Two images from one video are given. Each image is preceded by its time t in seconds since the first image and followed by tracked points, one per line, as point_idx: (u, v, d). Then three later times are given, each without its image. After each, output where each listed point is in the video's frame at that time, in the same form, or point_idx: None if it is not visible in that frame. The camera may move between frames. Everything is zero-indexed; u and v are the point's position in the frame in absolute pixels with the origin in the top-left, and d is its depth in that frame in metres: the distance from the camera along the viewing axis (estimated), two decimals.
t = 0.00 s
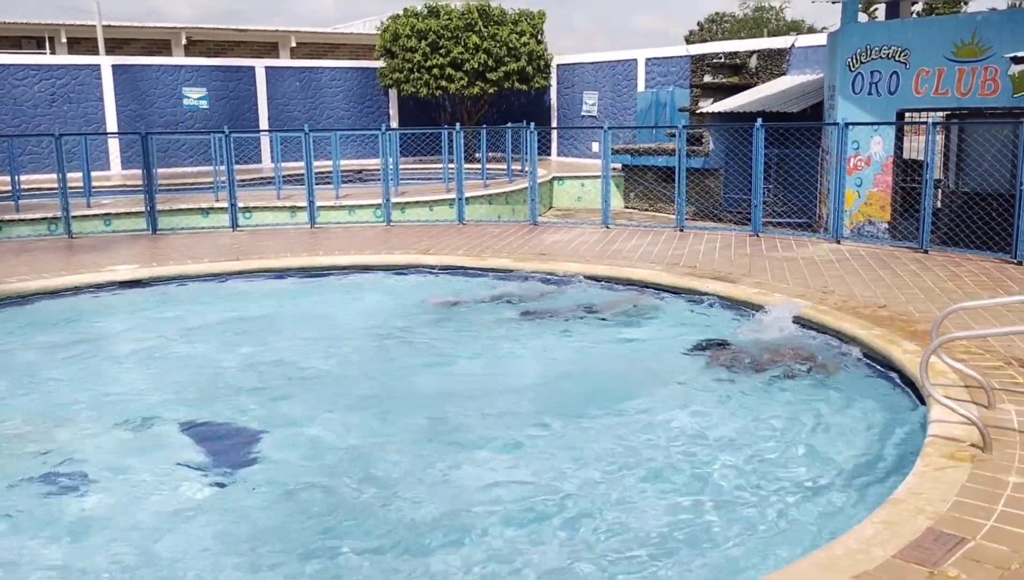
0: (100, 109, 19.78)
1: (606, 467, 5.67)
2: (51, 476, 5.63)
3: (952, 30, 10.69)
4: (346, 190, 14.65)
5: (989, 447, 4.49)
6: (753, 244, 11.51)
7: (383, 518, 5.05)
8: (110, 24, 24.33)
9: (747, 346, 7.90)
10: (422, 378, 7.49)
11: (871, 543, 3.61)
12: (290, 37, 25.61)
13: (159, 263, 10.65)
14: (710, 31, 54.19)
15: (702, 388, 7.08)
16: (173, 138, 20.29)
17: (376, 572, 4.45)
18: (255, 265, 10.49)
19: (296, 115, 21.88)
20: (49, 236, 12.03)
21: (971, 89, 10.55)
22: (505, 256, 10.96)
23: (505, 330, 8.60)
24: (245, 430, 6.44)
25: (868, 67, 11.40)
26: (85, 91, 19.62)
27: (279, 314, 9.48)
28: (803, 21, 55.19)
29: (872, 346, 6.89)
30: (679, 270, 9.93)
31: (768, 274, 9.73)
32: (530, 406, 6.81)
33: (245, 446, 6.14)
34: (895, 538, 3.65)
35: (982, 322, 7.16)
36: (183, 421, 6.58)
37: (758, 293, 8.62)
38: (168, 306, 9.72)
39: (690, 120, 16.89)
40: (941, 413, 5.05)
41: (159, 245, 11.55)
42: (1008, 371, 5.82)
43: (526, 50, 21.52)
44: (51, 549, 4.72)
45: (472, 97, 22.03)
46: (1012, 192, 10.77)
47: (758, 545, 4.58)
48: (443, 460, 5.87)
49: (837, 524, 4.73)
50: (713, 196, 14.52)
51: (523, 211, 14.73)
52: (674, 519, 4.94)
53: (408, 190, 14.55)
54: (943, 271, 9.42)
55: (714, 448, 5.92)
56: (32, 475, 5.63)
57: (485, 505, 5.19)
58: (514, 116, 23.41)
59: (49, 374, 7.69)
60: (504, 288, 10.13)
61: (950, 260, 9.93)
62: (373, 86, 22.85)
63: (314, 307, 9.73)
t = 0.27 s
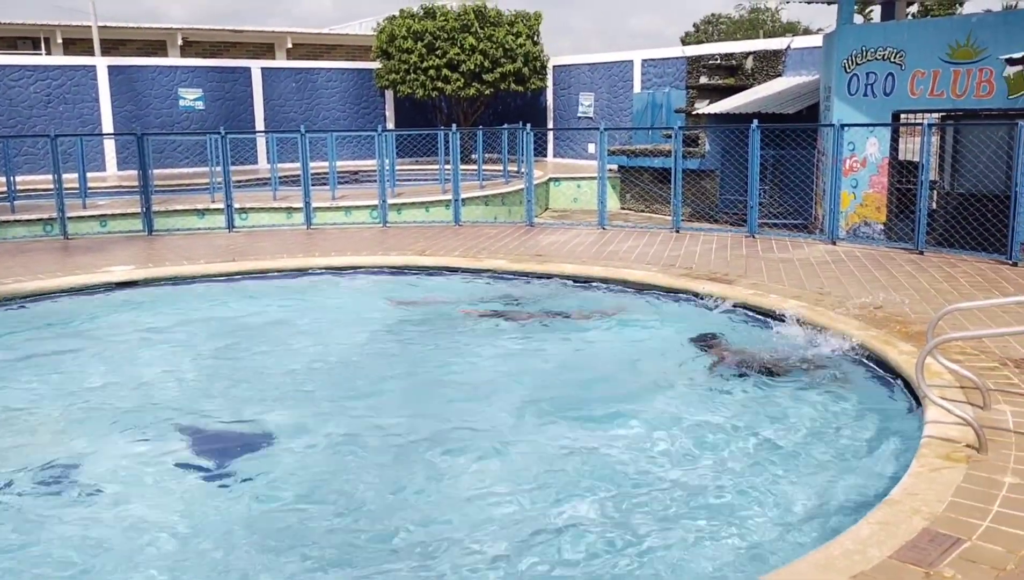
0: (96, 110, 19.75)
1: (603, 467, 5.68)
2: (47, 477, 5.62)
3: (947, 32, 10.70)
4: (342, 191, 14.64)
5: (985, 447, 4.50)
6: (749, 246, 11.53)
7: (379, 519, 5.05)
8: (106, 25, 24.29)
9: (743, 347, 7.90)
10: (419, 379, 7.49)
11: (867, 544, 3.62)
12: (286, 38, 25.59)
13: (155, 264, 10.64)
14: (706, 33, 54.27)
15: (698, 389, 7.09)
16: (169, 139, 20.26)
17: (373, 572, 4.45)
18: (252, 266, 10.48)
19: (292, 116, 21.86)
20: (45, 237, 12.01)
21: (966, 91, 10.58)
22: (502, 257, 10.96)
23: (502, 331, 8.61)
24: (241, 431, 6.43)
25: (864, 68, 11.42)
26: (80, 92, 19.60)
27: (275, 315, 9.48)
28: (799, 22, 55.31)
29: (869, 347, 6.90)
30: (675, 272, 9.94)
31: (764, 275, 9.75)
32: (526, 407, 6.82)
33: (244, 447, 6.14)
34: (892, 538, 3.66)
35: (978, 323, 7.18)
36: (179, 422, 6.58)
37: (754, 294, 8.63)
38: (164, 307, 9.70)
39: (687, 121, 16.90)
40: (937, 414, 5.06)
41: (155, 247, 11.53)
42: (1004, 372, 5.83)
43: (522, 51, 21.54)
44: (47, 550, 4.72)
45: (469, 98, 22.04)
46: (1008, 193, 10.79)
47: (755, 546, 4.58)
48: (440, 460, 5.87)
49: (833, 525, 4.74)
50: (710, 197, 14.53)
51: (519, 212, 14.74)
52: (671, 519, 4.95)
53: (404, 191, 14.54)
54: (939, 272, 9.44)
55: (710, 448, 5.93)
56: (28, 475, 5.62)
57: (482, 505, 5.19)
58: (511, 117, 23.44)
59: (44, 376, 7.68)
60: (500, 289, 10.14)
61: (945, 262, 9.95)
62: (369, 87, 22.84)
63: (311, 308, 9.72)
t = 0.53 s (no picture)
0: (94, 111, 19.75)
1: (601, 468, 5.68)
2: (45, 478, 5.62)
3: (945, 33, 10.71)
4: (341, 192, 14.64)
5: (983, 448, 4.50)
6: (747, 247, 11.53)
7: (378, 520, 5.05)
8: (105, 26, 24.29)
9: (742, 349, 7.89)
10: (418, 380, 7.50)
11: (865, 545, 3.62)
12: (285, 39, 25.59)
13: (154, 265, 10.64)
14: (705, 34, 54.29)
15: (696, 390, 7.09)
16: (168, 140, 20.25)
17: (372, 573, 4.45)
18: (250, 267, 10.48)
19: (291, 117, 21.86)
20: (43, 238, 11.99)
21: (964, 93, 10.60)
22: (500, 258, 10.95)
23: (501, 332, 8.60)
24: (239, 432, 6.43)
25: (862, 70, 11.42)
26: (79, 93, 19.61)
27: (274, 316, 9.48)
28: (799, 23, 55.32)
29: (868, 349, 6.90)
30: (674, 273, 9.94)
31: (763, 276, 9.74)
32: (525, 407, 6.82)
33: (239, 448, 6.14)
34: (890, 540, 3.66)
35: (977, 324, 7.18)
36: (178, 423, 6.58)
37: (753, 296, 8.62)
38: (163, 308, 9.70)
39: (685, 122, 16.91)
40: (936, 415, 5.06)
41: (154, 248, 11.53)
42: (1002, 373, 5.83)
43: (521, 52, 21.53)
44: (45, 551, 4.71)
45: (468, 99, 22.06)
46: (1006, 194, 10.80)
47: (754, 546, 4.59)
48: (438, 461, 5.87)
49: (832, 527, 4.73)
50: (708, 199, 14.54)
51: (518, 213, 14.75)
52: (670, 520, 4.95)
53: (403, 192, 14.54)
54: (938, 273, 9.44)
55: (709, 449, 5.93)
56: (26, 476, 5.62)
57: (481, 506, 5.19)
58: (509, 118, 23.48)
59: (42, 376, 7.68)
60: (499, 290, 10.14)
61: (944, 263, 9.95)
62: (368, 88, 22.84)
63: (310, 308, 9.72)
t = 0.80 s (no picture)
0: (95, 111, 19.75)
1: (602, 468, 5.67)
2: (45, 477, 5.62)
3: (946, 33, 10.71)
4: (341, 192, 14.64)
5: (984, 449, 4.49)
6: (747, 247, 11.53)
7: (378, 519, 5.05)
8: (106, 26, 24.29)
9: (742, 350, 7.89)
10: (418, 380, 7.49)
11: (865, 545, 3.62)
12: (286, 39, 25.59)
13: (154, 265, 10.63)
14: (706, 34, 54.28)
15: (696, 390, 7.08)
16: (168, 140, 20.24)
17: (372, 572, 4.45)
18: (250, 268, 10.47)
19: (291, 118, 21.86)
20: (43, 238, 11.99)
21: (965, 93, 10.60)
22: (501, 259, 10.95)
23: (501, 331, 8.60)
24: (239, 432, 6.43)
25: (863, 70, 11.42)
26: (79, 93, 19.62)
27: (274, 315, 9.48)
28: (799, 24, 55.32)
29: (868, 349, 6.89)
30: (674, 273, 9.93)
31: (764, 276, 9.74)
32: (525, 408, 6.82)
33: (238, 448, 6.14)
34: (890, 540, 3.65)
35: (977, 325, 7.17)
36: (178, 423, 6.58)
37: (754, 296, 8.62)
38: (163, 308, 9.69)
39: (686, 123, 16.90)
40: (937, 416, 5.06)
41: (154, 248, 11.52)
42: (1002, 373, 5.83)
43: (521, 53, 21.52)
44: (45, 550, 4.71)
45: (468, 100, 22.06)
46: (1007, 195, 10.79)
47: (754, 546, 4.58)
48: (438, 461, 5.87)
49: (832, 527, 4.73)
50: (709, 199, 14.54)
51: (518, 214, 14.75)
52: (670, 520, 4.94)
53: (403, 192, 14.54)
54: (938, 274, 9.43)
55: (709, 449, 5.93)
56: (26, 476, 5.62)
57: (482, 506, 5.19)
58: (510, 119, 23.48)
59: (42, 376, 7.68)
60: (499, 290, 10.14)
61: (944, 264, 9.94)
62: (369, 89, 22.85)
63: (310, 308, 9.71)
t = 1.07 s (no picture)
0: (97, 111, 19.76)
1: (603, 468, 5.68)
2: (46, 477, 5.63)
3: (948, 34, 10.70)
4: (343, 193, 14.66)
5: (985, 449, 4.49)
6: (749, 248, 11.53)
7: (379, 520, 5.05)
8: (107, 27, 24.31)
9: (743, 351, 7.89)
10: (420, 380, 7.50)
11: (865, 546, 3.62)
12: (287, 40, 25.62)
13: (156, 265, 10.64)
14: (706, 35, 54.29)
15: (697, 390, 7.08)
16: (170, 140, 20.26)
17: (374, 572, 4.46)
18: (252, 269, 10.50)
19: (293, 118, 21.87)
20: (45, 238, 12.01)
21: (966, 93, 10.59)
22: (501, 259, 10.97)
23: (502, 332, 8.61)
24: (241, 432, 6.44)
25: (865, 71, 11.41)
26: (81, 93, 19.63)
27: (275, 315, 9.48)
28: (799, 25, 55.35)
29: (869, 350, 6.90)
30: (675, 274, 9.94)
31: (765, 277, 9.75)
32: (526, 408, 6.82)
33: (239, 448, 6.14)
34: (890, 540, 3.65)
35: (978, 326, 7.17)
36: (179, 422, 6.58)
37: (755, 297, 8.63)
38: (165, 308, 9.71)
39: (687, 123, 16.90)
40: (938, 416, 5.05)
41: (156, 248, 11.54)
42: (1004, 374, 5.83)
43: (522, 54, 21.52)
44: (46, 550, 4.72)
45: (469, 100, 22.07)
46: (1009, 195, 10.79)
47: (755, 546, 4.59)
48: (439, 461, 5.88)
49: (832, 527, 4.73)
50: (710, 200, 14.53)
51: (520, 214, 14.75)
52: (671, 520, 4.95)
53: (404, 192, 14.55)
54: (939, 274, 9.44)
55: (711, 449, 5.93)
56: (28, 475, 5.62)
57: (483, 506, 5.19)
58: (511, 119, 23.49)
59: (44, 376, 7.69)
60: (500, 290, 10.14)
61: (946, 264, 9.94)
62: (370, 89, 22.86)
63: (311, 308, 9.73)
